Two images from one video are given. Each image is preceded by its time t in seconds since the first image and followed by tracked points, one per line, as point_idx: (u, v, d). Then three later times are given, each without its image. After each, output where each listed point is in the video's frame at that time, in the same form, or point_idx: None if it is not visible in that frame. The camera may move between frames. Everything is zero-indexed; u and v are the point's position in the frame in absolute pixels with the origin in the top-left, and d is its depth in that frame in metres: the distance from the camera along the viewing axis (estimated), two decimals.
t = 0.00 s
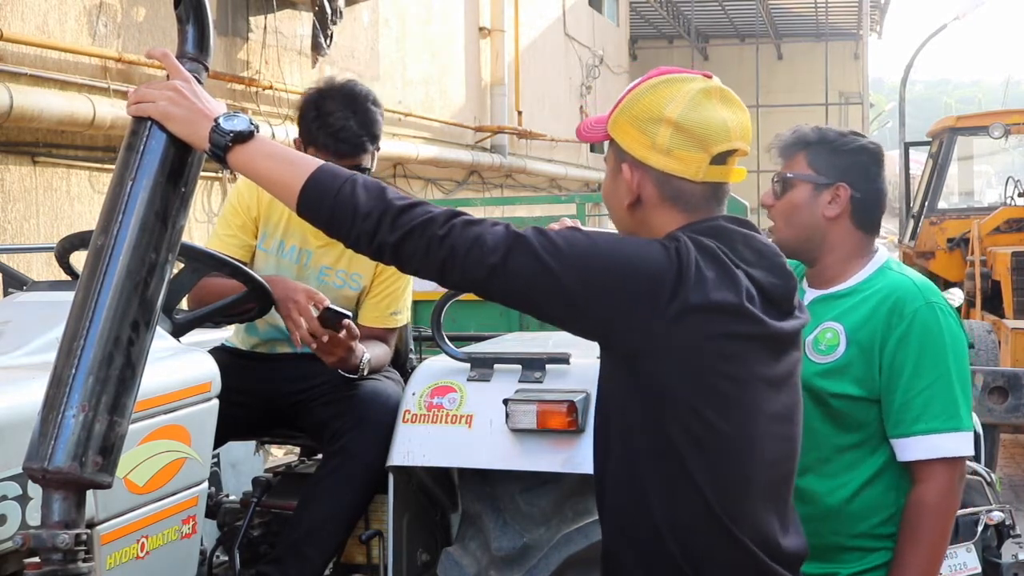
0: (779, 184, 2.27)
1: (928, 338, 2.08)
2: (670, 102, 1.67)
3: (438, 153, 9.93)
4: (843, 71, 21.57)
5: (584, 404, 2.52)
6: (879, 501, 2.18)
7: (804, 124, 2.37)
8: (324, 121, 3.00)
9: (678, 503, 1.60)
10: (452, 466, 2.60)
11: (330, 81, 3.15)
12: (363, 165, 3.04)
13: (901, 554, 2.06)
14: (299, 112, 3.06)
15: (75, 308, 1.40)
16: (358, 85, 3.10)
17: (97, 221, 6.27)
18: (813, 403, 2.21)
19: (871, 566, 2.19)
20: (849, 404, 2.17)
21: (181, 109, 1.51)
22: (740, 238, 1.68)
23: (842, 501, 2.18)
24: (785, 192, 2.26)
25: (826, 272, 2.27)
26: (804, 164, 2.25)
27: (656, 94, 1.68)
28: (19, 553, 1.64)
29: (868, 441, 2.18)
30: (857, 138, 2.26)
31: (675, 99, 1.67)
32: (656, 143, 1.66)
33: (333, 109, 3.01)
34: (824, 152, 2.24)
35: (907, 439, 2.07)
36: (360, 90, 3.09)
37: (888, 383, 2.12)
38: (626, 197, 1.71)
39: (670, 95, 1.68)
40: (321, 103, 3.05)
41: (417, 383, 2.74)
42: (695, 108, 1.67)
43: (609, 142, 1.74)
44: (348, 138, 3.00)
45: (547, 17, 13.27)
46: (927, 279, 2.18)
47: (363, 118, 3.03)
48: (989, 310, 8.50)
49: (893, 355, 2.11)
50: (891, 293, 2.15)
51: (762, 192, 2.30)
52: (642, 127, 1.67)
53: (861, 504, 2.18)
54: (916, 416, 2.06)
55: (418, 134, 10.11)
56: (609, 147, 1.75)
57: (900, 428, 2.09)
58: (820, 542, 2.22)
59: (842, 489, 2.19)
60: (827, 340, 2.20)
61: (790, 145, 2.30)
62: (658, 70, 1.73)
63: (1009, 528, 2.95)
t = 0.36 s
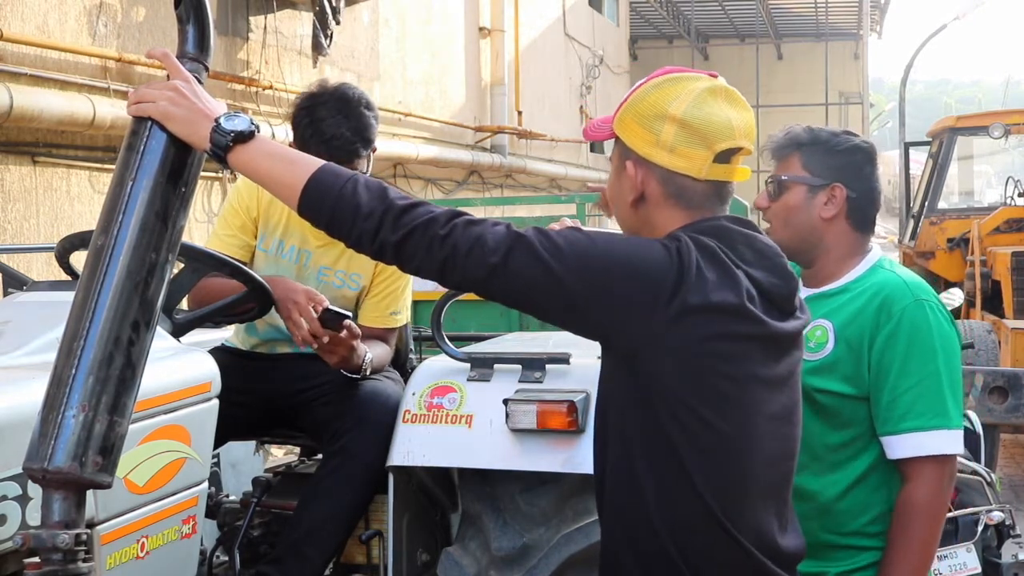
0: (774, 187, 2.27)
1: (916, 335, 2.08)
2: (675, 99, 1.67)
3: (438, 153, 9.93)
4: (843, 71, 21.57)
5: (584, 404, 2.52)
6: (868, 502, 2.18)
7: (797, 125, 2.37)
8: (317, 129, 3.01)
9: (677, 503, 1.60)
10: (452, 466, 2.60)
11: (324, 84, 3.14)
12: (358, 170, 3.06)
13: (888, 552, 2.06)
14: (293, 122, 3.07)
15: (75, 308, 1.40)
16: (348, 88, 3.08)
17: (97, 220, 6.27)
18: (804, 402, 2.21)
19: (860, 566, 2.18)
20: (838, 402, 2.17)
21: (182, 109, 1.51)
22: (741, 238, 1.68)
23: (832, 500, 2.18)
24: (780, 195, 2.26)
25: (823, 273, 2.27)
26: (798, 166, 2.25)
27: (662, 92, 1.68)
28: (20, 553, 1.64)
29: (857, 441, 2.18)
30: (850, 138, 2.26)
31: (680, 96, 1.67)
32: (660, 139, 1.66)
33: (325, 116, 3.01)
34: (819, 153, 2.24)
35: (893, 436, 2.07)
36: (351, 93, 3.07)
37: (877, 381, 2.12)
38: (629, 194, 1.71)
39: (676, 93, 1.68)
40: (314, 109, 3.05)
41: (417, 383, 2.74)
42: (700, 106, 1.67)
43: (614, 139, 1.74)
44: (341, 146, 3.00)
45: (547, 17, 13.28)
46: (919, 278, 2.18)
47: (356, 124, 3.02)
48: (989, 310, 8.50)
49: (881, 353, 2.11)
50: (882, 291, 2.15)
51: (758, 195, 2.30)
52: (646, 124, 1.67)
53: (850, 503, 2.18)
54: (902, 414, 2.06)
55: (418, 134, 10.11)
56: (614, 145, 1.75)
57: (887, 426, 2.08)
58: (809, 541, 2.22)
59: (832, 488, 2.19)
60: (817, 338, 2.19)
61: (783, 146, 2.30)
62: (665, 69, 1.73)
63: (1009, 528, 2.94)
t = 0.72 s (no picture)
0: (777, 186, 2.27)
1: (919, 338, 2.07)
2: (690, 91, 1.67)
3: (438, 153, 9.93)
4: (843, 71, 21.57)
5: (584, 404, 2.52)
6: (868, 502, 2.18)
7: (804, 125, 2.37)
8: (330, 131, 2.99)
9: (675, 505, 1.60)
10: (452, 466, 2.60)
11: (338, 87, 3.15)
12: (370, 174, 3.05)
13: (891, 553, 2.06)
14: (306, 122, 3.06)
15: (75, 308, 1.40)
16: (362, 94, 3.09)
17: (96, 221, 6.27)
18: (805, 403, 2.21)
19: (859, 566, 2.18)
20: (839, 403, 2.17)
21: (182, 108, 1.51)
22: (741, 239, 1.67)
23: (831, 500, 2.18)
24: (783, 195, 2.26)
25: (822, 273, 2.27)
26: (801, 165, 2.25)
27: (677, 85, 1.69)
28: (20, 552, 1.64)
29: (858, 441, 2.18)
30: (853, 139, 2.25)
31: (695, 89, 1.68)
32: (672, 130, 1.65)
33: (340, 118, 3.01)
34: (823, 153, 2.24)
35: (898, 439, 2.07)
36: (367, 98, 3.08)
37: (879, 383, 2.12)
38: (637, 184, 1.70)
39: (691, 86, 1.68)
40: (328, 110, 3.04)
41: (417, 383, 2.74)
42: (713, 99, 1.67)
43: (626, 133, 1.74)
44: (356, 150, 3.00)
45: (547, 17, 13.28)
46: (921, 280, 2.18)
47: (371, 128, 3.03)
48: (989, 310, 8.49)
49: (883, 354, 2.11)
50: (883, 293, 2.15)
51: (759, 194, 2.30)
52: (660, 115, 1.67)
53: (849, 503, 2.18)
54: (907, 417, 2.06)
55: (418, 134, 10.11)
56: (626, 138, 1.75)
57: (891, 428, 2.08)
58: (808, 541, 2.22)
59: (831, 489, 2.19)
60: (817, 339, 2.19)
61: (787, 145, 2.30)
62: (680, 66, 1.74)
63: (1009, 528, 2.94)
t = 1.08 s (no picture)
0: (774, 188, 2.27)
1: (916, 335, 2.08)
2: (678, 83, 1.67)
3: (438, 153, 9.93)
4: (843, 71, 21.58)
5: (584, 404, 2.52)
6: (866, 501, 2.17)
7: (794, 126, 2.38)
8: (343, 128, 2.99)
9: (674, 509, 1.60)
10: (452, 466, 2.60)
11: (351, 87, 3.17)
12: (377, 175, 3.03)
13: (887, 551, 2.06)
14: (317, 119, 3.06)
15: (75, 308, 1.39)
16: (378, 97, 3.11)
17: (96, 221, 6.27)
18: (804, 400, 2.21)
19: (856, 565, 2.18)
20: (837, 399, 2.17)
21: (181, 109, 1.51)
22: (735, 241, 1.66)
23: (828, 497, 2.18)
24: (780, 196, 2.26)
25: (821, 272, 2.27)
26: (797, 166, 2.25)
27: (666, 78, 1.69)
28: (20, 552, 1.63)
29: (856, 439, 2.18)
30: (845, 135, 2.26)
31: (683, 82, 1.68)
32: (662, 125, 1.66)
33: (352, 116, 3.01)
34: (817, 151, 2.25)
35: (894, 434, 2.07)
36: (382, 101, 3.10)
37: (876, 381, 2.12)
38: (631, 182, 1.70)
39: (679, 79, 1.68)
40: (341, 108, 3.06)
41: (417, 384, 2.74)
42: (702, 91, 1.67)
43: (619, 131, 1.74)
44: (368, 148, 2.99)
45: (547, 17, 13.28)
46: (920, 277, 2.18)
47: (383, 127, 3.03)
48: (989, 310, 8.49)
49: (880, 352, 2.11)
50: (881, 291, 2.15)
51: (758, 198, 2.30)
52: (650, 111, 1.67)
53: (847, 500, 2.18)
54: (903, 412, 2.06)
55: (418, 134, 10.11)
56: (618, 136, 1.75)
57: (887, 424, 2.08)
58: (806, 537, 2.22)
59: (828, 486, 2.19)
60: (817, 335, 2.20)
61: (781, 147, 2.30)
62: (669, 60, 1.74)
63: (1009, 529, 2.94)
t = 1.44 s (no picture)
0: (787, 188, 2.26)
1: (920, 337, 2.07)
2: (655, 93, 1.66)
3: (438, 153, 9.93)
4: (844, 70, 21.58)
5: (584, 404, 2.52)
6: (870, 501, 2.17)
7: (800, 126, 2.37)
8: (340, 127, 2.99)
9: (675, 509, 1.60)
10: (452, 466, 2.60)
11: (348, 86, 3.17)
12: (376, 173, 3.03)
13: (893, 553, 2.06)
14: (315, 118, 3.06)
15: (75, 307, 1.40)
16: (374, 95, 3.10)
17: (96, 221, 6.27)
18: (808, 401, 2.21)
19: (858, 565, 2.18)
20: (841, 401, 2.17)
21: (181, 109, 1.51)
22: (725, 240, 1.66)
23: (831, 497, 2.18)
24: (794, 197, 2.25)
25: (827, 273, 2.27)
26: (812, 166, 2.24)
27: (641, 87, 1.68)
28: (20, 552, 1.63)
29: (861, 440, 2.18)
30: (862, 140, 2.27)
31: (661, 90, 1.66)
32: (642, 135, 1.65)
33: (350, 115, 3.01)
34: (832, 154, 2.24)
35: (900, 437, 2.07)
36: (378, 97, 3.10)
37: (881, 383, 2.12)
38: (614, 190, 1.69)
39: (655, 87, 1.67)
40: (339, 107, 3.06)
41: (417, 383, 2.74)
42: (680, 99, 1.66)
43: (599, 137, 1.74)
44: (365, 146, 2.99)
45: (547, 17, 13.28)
46: (925, 280, 2.18)
47: (380, 125, 3.03)
48: (989, 310, 8.50)
49: (885, 354, 2.11)
50: (886, 293, 2.15)
51: (766, 196, 2.29)
52: (627, 120, 1.67)
53: (850, 501, 2.18)
54: (909, 415, 2.06)
55: (418, 134, 10.11)
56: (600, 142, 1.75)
57: (893, 426, 2.08)
58: (808, 537, 2.22)
59: (832, 486, 2.19)
60: (821, 338, 2.20)
61: (795, 145, 2.29)
62: (644, 64, 1.73)
63: (1009, 529, 2.94)
